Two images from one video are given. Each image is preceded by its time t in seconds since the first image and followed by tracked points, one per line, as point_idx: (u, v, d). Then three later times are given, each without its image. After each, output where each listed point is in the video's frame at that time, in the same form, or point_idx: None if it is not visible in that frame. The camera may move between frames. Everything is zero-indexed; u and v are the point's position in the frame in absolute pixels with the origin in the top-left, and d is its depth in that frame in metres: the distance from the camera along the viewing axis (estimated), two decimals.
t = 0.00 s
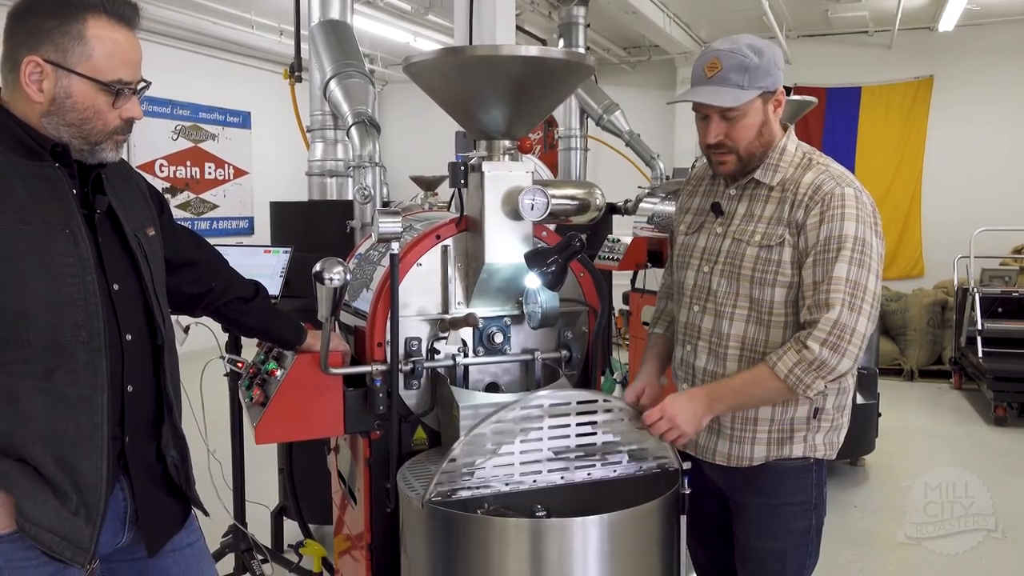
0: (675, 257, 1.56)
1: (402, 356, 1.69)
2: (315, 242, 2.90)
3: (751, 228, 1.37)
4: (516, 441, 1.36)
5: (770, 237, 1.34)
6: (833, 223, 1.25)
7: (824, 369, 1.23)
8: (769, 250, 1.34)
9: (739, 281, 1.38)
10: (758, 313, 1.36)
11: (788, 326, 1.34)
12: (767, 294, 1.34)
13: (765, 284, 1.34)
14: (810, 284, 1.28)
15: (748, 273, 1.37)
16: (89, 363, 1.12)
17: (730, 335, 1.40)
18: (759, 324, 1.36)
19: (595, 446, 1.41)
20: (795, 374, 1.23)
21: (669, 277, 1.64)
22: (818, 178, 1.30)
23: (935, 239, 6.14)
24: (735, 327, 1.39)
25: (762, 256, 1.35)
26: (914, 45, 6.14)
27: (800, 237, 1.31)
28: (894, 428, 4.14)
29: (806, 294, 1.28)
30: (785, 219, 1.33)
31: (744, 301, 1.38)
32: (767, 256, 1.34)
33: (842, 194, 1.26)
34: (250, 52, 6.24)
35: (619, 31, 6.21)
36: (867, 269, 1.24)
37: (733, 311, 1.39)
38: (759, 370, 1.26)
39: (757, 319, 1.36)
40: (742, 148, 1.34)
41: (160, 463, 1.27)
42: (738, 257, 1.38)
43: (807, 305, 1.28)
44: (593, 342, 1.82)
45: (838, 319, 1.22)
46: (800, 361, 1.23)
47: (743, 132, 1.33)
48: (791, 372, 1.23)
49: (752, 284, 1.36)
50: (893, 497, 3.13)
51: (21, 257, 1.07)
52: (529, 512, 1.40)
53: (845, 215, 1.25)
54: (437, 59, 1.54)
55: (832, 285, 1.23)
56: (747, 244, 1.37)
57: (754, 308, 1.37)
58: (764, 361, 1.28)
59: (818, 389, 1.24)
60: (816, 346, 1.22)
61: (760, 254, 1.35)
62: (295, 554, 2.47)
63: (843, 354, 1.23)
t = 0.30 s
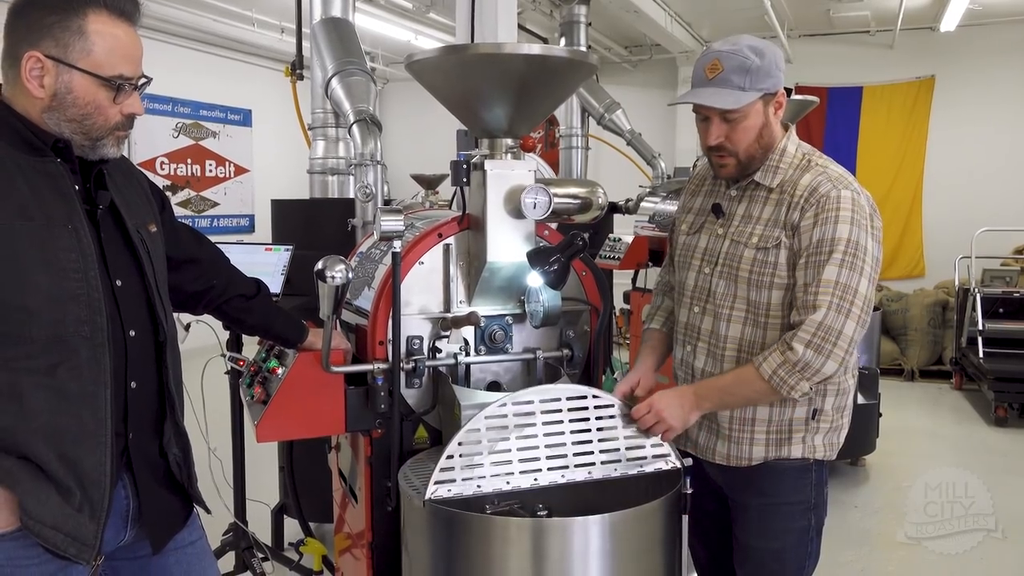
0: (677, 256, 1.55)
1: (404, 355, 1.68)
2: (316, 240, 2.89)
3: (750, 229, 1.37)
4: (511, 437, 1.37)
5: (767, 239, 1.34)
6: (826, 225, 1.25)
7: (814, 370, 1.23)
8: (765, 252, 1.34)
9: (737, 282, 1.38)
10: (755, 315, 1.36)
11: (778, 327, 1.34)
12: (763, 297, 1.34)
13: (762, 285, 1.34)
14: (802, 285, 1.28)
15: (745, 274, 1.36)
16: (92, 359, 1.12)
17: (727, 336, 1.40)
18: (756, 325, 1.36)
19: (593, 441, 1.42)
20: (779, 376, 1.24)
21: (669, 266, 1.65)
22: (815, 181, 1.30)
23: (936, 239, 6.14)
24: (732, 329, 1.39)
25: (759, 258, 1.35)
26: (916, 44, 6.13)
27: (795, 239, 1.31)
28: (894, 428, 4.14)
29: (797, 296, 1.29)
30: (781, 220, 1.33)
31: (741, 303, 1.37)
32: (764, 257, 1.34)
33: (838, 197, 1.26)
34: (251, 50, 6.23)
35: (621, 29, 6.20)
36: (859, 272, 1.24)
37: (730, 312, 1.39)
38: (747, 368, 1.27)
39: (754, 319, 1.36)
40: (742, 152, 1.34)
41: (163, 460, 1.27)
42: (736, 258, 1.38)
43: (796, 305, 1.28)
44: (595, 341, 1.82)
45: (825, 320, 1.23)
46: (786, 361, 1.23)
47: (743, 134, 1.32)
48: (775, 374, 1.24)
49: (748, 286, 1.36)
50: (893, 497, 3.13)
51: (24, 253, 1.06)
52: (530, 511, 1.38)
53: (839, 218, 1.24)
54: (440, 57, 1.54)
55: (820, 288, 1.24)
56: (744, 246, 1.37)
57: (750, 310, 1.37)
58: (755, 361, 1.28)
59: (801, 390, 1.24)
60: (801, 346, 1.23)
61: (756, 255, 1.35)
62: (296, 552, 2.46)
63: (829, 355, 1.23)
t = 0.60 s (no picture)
0: (682, 254, 1.53)
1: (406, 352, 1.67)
2: (317, 236, 2.88)
3: (759, 226, 1.36)
4: (507, 438, 1.38)
5: (778, 236, 1.32)
6: (837, 222, 1.24)
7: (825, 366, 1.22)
8: (776, 249, 1.32)
9: (746, 280, 1.36)
10: (764, 312, 1.34)
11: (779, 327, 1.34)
12: (774, 294, 1.33)
13: (772, 283, 1.33)
14: (811, 282, 1.27)
15: (755, 272, 1.35)
16: (92, 356, 1.11)
17: (735, 335, 1.38)
18: (765, 323, 1.35)
19: (589, 437, 1.43)
20: (785, 374, 1.23)
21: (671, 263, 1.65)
22: (827, 177, 1.28)
23: (940, 237, 6.12)
24: (740, 327, 1.37)
25: (769, 255, 1.33)
26: (921, 41, 6.11)
27: (806, 235, 1.29)
28: (897, 426, 4.12)
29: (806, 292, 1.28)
30: (792, 217, 1.31)
31: (750, 301, 1.36)
32: (774, 254, 1.33)
33: (850, 193, 1.24)
34: (253, 45, 6.21)
35: (624, 26, 6.18)
36: (869, 269, 1.23)
37: (739, 310, 1.37)
38: (751, 368, 1.26)
39: (762, 318, 1.35)
40: (750, 146, 1.32)
41: (163, 458, 1.25)
42: (745, 256, 1.37)
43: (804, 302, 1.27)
44: (599, 338, 1.80)
45: (831, 317, 1.22)
46: (795, 361, 1.22)
47: (752, 128, 1.31)
48: (782, 372, 1.23)
49: (758, 283, 1.35)
50: (897, 496, 3.12)
51: (24, 249, 1.05)
52: (534, 507, 1.37)
53: (851, 214, 1.23)
54: (443, 51, 1.52)
55: (828, 284, 1.23)
56: (753, 243, 1.36)
57: (761, 308, 1.35)
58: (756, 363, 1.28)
59: (809, 387, 1.23)
60: (808, 342, 1.22)
61: (767, 252, 1.33)
62: (297, 549, 2.46)
63: (835, 351, 1.22)
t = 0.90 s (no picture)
0: (690, 242, 1.49)
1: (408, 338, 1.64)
2: (318, 220, 2.84)
3: (778, 210, 1.32)
4: (507, 443, 1.43)
5: (801, 219, 1.29)
6: (875, 203, 1.19)
7: (905, 354, 1.15)
8: (799, 232, 1.29)
9: (766, 265, 1.33)
10: (786, 297, 1.31)
11: (839, 309, 1.29)
12: (797, 278, 1.29)
13: (795, 268, 1.29)
14: (860, 269, 1.21)
15: (776, 258, 1.31)
16: (85, 342, 1.08)
17: (756, 321, 1.34)
18: (787, 310, 1.31)
19: (591, 440, 1.46)
20: (881, 373, 1.16)
21: (676, 249, 1.61)
22: (849, 158, 1.25)
23: (946, 223, 6.07)
24: (761, 313, 1.34)
25: (792, 238, 1.29)
26: (929, 26, 6.03)
27: (837, 221, 1.25)
28: (902, 413, 4.10)
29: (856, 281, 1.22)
30: (817, 199, 1.27)
31: (771, 286, 1.32)
32: (798, 238, 1.29)
33: (878, 172, 1.21)
34: (254, 28, 6.15)
35: (629, 9, 6.11)
36: (916, 246, 1.19)
37: (759, 298, 1.34)
38: (842, 386, 1.19)
39: (785, 304, 1.31)
40: (763, 127, 1.28)
41: (158, 446, 1.22)
42: (765, 241, 1.33)
43: (860, 293, 1.21)
44: (604, 325, 1.75)
45: (904, 302, 1.16)
46: (880, 360, 1.15)
47: (765, 108, 1.27)
48: (877, 373, 1.16)
49: (781, 268, 1.31)
50: (902, 483, 3.09)
51: (16, 233, 1.02)
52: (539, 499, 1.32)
53: (884, 194, 1.19)
54: (446, 31, 1.48)
55: (889, 269, 1.16)
56: (773, 227, 1.32)
57: (781, 293, 1.31)
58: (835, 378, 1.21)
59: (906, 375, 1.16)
60: (882, 332, 1.15)
61: (790, 237, 1.30)
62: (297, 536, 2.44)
63: (916, 336, 1.16)
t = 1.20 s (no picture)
0: (698, 214, 1.45)
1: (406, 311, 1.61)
2: (315, 191, 2.79)
3: (794, 178, 1.29)
4: (506, 423, 1.41)
5: (820, 187, 1.26)
6: (900, 169, 1.17)
7: (939, 319, 1.15)
8: (818, 200, 1.26)
9: (783, 236, 1.29)
10: (803, 269, 1.28)
11: (859, 278, 1.27)
12: (815, 249, 1.26)
13: (813, 237, 1.26)
14: (888, 240, 1.19)
15: (794, 227, 1.28)
16: (73, 314, 1.04)
17: (771, 294, 1.31)
18: (804, 281, 1.28)
19: (591, 418, 1.43)
20: (932, 347, 1.15)
21: (676, 223, 1.58)
22: (869, 123, 1.22)
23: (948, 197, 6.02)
24: (777, 285, 1.30)
25: (811, 207, 1.26)
26: None
27: (859, 189, 1.22)
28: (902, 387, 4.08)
29: (883, 250, 1.20)
30: (836, 166, 1.24)
31: (787, 259, 1.29)
32: (817, 206, 1.26)
33: (901, 138, 1.19)
34: None
35: None
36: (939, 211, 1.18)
37: (774, 269, 1.30)
38: (891, 371, 1.19)
39: (802, 276, 1.28)
40: (774, 91, 1.24)
41: (150, 421, 1.19)
42: (781, 210, 1.30)
43: (889, 262, 1.19)
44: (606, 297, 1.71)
45: (936, 271, 1.15)
46: (926, 334, 1.16)
47: (777, 72, 1.23)
48: (928, 347, 1.16)
49: (799, 238, 1.28)
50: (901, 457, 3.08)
51: None
52: (539, 474, 1.28)
53: (908, 160, 1.17)
54: None
55: (919, 236, 1.15)
56: (790, 195, 1.29)
57: (798, 263, 1.28)
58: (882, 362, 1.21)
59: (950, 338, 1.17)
60: (919, 301, 1.16)
61: (808, 205, 1.27)
62: (295, 508, 2.43)
63: (948, 300, 1.16)
